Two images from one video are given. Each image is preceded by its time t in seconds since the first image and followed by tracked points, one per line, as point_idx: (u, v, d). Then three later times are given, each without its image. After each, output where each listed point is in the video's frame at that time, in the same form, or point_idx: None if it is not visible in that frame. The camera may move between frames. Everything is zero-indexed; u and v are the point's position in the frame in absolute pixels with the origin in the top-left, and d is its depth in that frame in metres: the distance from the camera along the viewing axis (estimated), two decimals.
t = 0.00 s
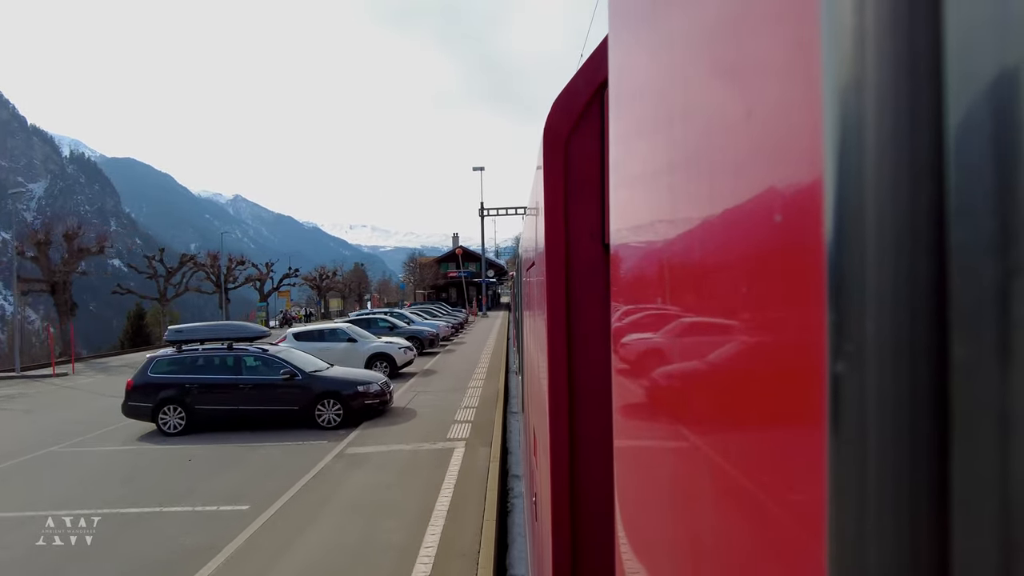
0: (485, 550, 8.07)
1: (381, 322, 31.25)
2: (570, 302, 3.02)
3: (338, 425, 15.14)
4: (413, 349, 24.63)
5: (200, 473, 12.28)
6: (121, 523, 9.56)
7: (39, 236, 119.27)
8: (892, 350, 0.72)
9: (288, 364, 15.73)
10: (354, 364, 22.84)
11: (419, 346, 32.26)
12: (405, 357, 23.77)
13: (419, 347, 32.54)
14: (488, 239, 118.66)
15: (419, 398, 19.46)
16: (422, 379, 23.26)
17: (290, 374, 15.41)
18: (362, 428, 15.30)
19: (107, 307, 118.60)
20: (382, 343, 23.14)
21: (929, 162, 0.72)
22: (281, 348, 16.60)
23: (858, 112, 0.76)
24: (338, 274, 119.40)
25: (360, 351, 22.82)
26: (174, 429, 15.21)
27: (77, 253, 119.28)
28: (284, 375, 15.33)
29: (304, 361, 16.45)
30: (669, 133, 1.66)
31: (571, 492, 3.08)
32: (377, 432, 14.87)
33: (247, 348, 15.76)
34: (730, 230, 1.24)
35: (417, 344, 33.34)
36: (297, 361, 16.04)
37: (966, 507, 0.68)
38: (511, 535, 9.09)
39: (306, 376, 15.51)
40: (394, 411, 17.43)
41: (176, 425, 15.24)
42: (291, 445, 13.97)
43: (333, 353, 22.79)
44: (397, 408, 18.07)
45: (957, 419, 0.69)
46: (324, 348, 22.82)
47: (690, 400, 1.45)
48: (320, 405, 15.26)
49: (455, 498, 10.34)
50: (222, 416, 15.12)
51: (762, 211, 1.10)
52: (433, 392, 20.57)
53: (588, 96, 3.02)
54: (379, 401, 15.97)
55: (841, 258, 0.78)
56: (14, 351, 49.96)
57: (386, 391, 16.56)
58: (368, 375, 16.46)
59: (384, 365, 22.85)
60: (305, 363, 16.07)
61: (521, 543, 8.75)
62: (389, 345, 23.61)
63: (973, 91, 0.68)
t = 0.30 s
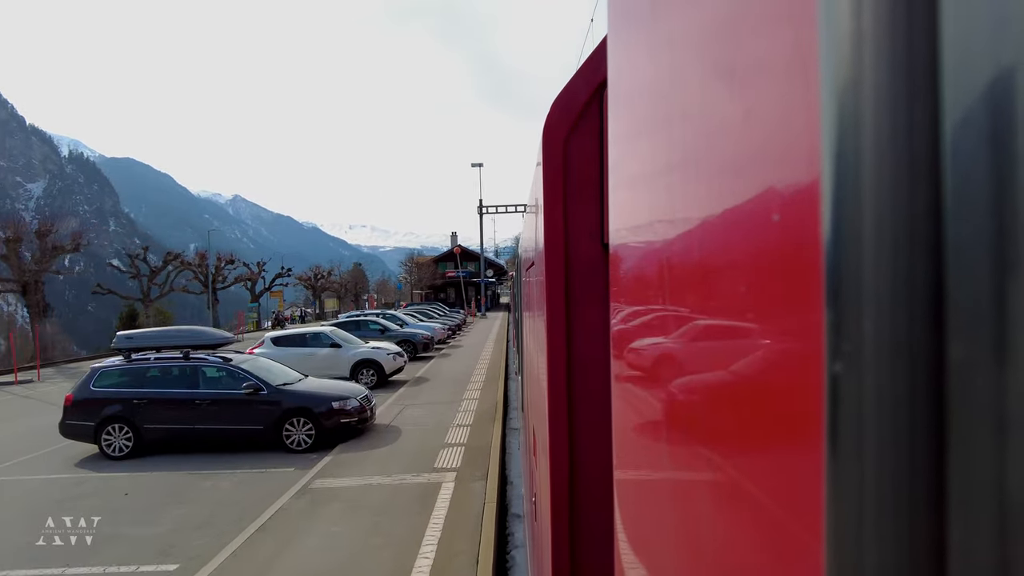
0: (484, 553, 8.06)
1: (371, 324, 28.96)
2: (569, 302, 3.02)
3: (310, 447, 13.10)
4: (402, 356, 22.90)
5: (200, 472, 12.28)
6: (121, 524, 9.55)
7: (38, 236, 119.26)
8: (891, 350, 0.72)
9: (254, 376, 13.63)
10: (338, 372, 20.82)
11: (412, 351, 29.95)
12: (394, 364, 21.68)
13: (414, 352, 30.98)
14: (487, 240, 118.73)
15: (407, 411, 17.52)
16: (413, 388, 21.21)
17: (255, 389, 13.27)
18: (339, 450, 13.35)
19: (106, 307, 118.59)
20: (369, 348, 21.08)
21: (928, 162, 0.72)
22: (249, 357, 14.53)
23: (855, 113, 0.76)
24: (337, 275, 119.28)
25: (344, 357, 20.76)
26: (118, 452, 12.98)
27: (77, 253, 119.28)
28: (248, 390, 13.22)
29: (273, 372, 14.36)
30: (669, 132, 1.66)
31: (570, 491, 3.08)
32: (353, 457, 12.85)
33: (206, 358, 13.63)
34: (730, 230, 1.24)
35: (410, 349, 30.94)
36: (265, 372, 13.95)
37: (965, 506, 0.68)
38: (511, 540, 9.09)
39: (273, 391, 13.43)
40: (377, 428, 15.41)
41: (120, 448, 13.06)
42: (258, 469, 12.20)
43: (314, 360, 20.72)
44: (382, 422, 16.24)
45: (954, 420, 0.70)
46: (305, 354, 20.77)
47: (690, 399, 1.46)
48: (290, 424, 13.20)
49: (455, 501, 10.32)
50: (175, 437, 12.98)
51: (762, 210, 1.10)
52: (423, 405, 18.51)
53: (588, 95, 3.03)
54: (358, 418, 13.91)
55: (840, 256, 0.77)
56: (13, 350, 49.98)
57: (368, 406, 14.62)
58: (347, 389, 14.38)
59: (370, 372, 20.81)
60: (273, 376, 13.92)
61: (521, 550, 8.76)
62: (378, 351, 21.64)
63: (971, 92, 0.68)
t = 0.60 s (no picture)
0: (484, 553, 8.06)
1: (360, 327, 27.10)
2: (569, 303, 3.02)
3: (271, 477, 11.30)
4: (390, 362, 21.02)
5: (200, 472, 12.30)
6: (120, 524, 9.56)
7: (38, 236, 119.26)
8: (886, 351, 0.72)
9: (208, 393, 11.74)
10: (319, 380, 19.13)
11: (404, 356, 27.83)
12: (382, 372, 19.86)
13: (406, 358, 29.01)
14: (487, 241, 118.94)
15: (391, 429, 15.64)
16: (402, 400, 19.27)
17: (207, 408, 11.43)
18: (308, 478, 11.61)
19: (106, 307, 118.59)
20: (353, 355, 19.32)
21: (922, 161, 0.72)
22: (210, 368, 12.77)
23: (852, 114, 0.77)
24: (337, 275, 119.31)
25: (325, 365, 19.01)
26: (45, 482, 11.23)
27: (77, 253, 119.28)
28: (197, 409, 11.35)
29: (234, 388, 12.50)
30: (668, 133, 1.66)
31: (569, 490, 3.09)
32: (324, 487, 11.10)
33: (151, 371, 11.65)
34: (728, 230, 1.25)
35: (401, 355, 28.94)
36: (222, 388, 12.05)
37: (959, 506, 0.69)
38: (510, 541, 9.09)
39: (229, 411, 11.48)
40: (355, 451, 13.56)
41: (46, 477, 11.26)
42: (212, 500, 10.58)
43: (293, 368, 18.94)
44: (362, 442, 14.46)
45: (949, 420, 0.70)
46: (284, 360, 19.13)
47: (689, 399, 1.46)
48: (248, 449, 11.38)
49: (455, 501, 10.33)
50: (113, 463, 11.20)
51: (760, 211, 1.11)
52: (410, 421, 16.52)
53: (588, 97, 3.03)
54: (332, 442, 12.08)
55: (836, 259, 0.78)
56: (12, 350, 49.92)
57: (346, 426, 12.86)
58: (319, 408, 12.54)
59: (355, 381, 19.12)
60: (232, 391, 12.11)
61: (521, 549, 8.76)
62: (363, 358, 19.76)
63: (966, 96, 0.68)
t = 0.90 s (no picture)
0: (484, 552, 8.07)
1: (349, 330, 25.43)
2: (568, 303, 3.02)
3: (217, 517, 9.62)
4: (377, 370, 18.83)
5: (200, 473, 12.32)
6: (120, 526, 9.58)
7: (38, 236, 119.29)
8: (884, 353, 0.72)
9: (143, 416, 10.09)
10: (296, 391, 17.34)
11: (397, 362, 25.73)
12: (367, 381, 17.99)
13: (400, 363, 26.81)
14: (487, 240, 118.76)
15: (372, 451, 13.69)
16: (388, 415, 17.25)
17: (141, 434, 9.79)
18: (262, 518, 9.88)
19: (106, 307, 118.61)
20: (335, 362, 17.53)
21: (920, 161, 0.72)
22: (158, 385, 11.27)
23: (850, 116, 0.77)
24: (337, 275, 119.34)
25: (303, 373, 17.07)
26: None
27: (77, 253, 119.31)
28: (129, 436, 9.70)
29: (182, 410, 10.89)
30: (668, 133, 1.66)
31: (569, 490, 3.09)
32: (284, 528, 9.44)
33: (78, 389, 10.03)
34: (727, 230, 1.25)
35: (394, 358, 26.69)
36: (163, 411, 10.40)
37: (956, 504, 0.69)
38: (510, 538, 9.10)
39: (165, 438, 9.80)
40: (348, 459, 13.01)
41: None
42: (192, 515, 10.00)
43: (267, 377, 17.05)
44: (337, 469, 12.51)
45: (946, 417, 0.70)
46: (258, 369, 17.38)
47: (688, 400, 1.46)
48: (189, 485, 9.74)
49: (454, 501, 10.33)
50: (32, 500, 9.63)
51: (759, 212, 1.11)
52: (395, 441, 14.50)
53: (587, 97, 3.03)
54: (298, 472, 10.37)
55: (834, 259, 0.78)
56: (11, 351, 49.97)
57: (312, 455, 11.08)
58: (282, 433, 10.82)
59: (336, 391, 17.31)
60: (175, 415, 10.44)
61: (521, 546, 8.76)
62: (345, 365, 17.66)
63: (964, 98, 0.68)
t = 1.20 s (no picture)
0: (483, 555, 8.07)
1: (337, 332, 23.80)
2: (567, 303, 3.03)
3: None
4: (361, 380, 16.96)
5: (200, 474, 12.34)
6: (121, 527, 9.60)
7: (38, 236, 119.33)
8: (882, 355, 0.73)
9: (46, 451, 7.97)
10: (268, 405, 15.45)
11: (387, 368, 23.80)
12: (349, 393, 16.12)
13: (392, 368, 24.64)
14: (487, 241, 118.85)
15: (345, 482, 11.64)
16: (371, 432, 15.27)
17: (39, 475, 7.69)
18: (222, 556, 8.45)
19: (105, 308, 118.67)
20: (312, 371, 15.72)
21: (917, 163, 0.72)
22: (77, 406, 9.18)
23: (848, 118, 0.77)
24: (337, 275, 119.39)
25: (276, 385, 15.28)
26: None
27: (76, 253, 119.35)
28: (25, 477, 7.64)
29: (105, 438, 8.82)
30: (667, 133, 1.66)
31: (569, 491, 3.10)
32: None
33: None
34: (727, 231, 1.25)
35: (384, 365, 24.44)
36: (76, 443, 8.31)
37: (951, 504, 0.69)
38: (508, 542, 9.09)
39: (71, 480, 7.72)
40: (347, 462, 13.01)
41: None
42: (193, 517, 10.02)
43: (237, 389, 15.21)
44: (301, 506, 10.48)
45: (941, 420, 0.71)
46: (226, 379, 15.55)
47: (689, 399, 1.46)
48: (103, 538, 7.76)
49: (455, 504, 10.31)
50: None
51: (758, 213, 1.12)
52: (375, 468, 12.52)
53: (587, 97, 3.03)
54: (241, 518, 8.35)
55: (831, 260, 0.78)
56: (11, 351, 50.00)
57: (265, 494, 8.96)
58: (226, 470, 8.71)
59: (314, 403, 15.54)
60: (92, 447, 8.37)
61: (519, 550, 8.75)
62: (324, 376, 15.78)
63: (961, 101, 0.69)
